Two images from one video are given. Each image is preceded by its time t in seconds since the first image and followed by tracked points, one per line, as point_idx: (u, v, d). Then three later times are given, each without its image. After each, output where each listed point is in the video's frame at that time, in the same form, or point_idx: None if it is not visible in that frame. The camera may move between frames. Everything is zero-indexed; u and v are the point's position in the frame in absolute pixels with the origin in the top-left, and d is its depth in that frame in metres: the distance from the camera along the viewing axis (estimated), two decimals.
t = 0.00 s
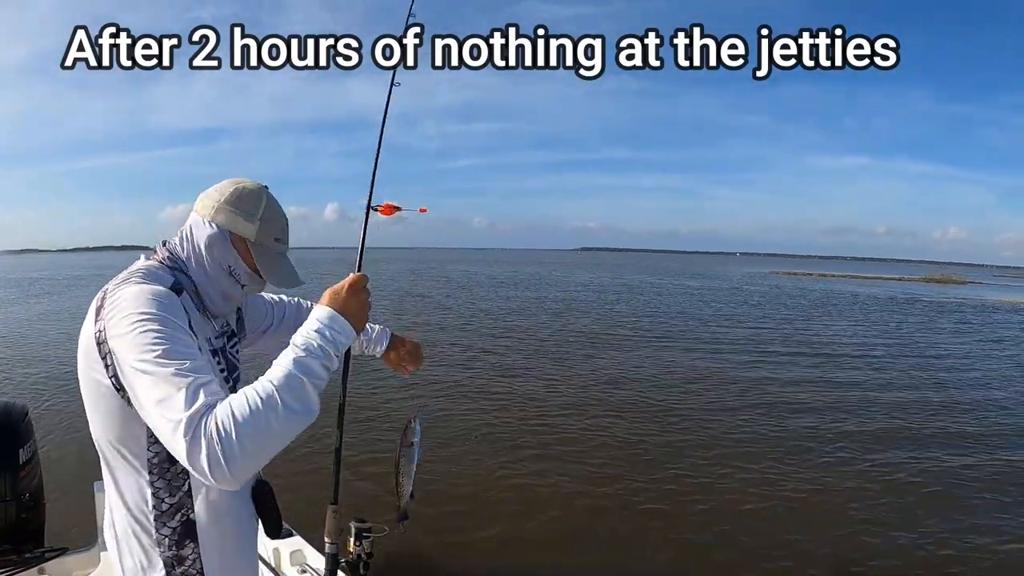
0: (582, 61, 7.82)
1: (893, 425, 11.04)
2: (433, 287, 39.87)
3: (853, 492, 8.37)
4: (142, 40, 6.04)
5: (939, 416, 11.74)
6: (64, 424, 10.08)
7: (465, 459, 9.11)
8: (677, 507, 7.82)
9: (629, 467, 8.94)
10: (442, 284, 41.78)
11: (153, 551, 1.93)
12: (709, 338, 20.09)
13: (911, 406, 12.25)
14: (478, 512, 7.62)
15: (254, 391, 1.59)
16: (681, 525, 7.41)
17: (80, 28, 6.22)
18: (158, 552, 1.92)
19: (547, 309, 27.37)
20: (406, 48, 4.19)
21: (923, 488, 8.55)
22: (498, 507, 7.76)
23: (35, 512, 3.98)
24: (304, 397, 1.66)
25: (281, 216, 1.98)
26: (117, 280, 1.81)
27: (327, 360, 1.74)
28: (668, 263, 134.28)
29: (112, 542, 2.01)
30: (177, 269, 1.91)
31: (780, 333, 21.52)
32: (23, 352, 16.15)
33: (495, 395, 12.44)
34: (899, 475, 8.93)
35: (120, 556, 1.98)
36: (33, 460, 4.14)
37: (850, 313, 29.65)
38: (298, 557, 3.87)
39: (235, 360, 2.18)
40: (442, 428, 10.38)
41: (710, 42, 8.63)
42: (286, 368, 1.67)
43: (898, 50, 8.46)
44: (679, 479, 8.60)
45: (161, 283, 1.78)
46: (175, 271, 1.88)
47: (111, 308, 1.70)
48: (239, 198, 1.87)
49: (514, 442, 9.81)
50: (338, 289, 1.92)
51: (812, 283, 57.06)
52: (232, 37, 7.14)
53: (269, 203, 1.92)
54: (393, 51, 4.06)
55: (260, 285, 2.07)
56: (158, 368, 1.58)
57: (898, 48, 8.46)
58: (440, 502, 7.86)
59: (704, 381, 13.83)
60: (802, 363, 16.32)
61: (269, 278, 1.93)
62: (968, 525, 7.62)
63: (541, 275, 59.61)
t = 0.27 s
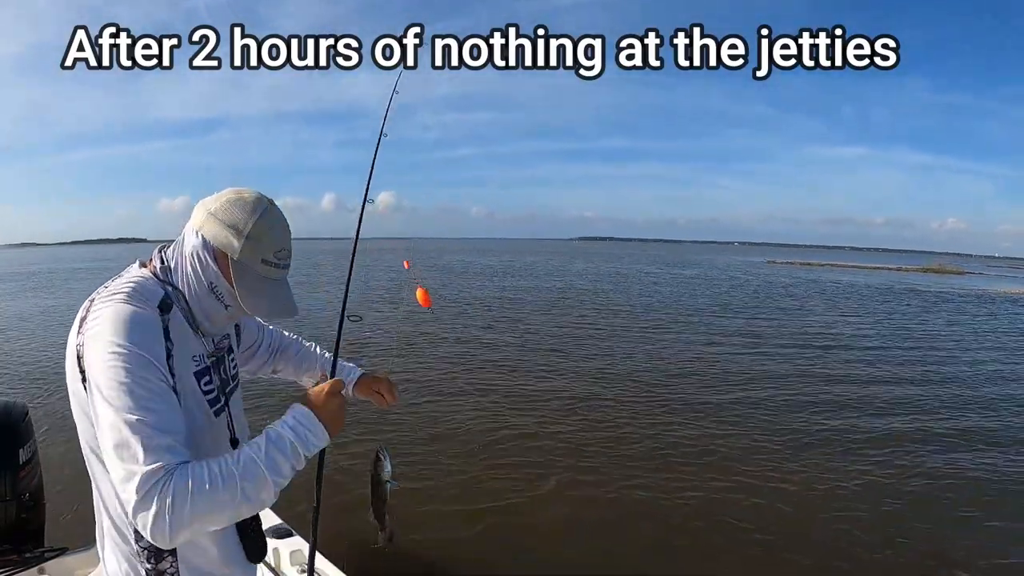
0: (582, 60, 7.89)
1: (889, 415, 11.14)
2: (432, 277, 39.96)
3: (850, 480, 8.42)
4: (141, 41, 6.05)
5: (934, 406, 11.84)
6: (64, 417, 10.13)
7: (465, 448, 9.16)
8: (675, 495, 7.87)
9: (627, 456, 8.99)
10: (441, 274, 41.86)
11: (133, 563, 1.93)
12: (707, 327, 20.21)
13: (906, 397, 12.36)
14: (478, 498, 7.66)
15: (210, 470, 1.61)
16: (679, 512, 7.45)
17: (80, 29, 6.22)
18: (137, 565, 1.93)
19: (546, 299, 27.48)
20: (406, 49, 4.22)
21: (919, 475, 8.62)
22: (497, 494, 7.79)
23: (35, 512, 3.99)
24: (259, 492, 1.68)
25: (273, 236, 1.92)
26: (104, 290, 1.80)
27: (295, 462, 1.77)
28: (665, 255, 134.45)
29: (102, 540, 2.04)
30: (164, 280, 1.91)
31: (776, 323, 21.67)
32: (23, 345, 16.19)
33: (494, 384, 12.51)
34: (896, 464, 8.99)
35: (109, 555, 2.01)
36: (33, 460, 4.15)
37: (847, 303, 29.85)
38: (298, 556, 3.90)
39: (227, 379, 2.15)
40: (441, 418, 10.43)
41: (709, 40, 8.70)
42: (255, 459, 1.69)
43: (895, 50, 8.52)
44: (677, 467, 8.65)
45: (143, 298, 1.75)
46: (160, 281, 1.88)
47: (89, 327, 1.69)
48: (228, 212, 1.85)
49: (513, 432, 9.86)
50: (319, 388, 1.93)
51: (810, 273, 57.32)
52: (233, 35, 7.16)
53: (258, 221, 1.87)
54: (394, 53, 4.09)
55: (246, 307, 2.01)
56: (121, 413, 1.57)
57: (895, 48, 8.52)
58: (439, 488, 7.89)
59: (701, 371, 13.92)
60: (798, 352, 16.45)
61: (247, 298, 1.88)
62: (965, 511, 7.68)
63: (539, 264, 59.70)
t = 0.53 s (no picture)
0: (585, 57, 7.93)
1: (889, 414, 11.15)
2: (432, 274, 40.03)
3: (850, 478, 8.43)
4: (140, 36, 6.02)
5: (933, 405, 11.86)
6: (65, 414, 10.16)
7: (465, 445, 9.16)
8: (676, 492, 7.87)
9: (627, 453, 8.99)
10: (440, 271, 41.93)
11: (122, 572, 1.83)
12: (703, 325, 20.32)
13: (905, 396, 12.39)
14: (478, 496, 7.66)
15: (190, 531, 1.69)
16: (680, 509, 7.45)
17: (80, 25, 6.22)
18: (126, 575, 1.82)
19: (546, 296, 27.54)
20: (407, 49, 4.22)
21: (919, 474, 8.62)
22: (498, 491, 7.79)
23: (35, 512, 3.99)
24: None
25: (273, 238, 1.93)
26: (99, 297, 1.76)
27: (262, 563, 1.83)
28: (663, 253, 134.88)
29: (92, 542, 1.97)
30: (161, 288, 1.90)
31: (772, 321, 21.80)
32: (24, 342, 16.24)
33: (494, 381, 12.53)
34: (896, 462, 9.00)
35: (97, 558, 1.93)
36: (33, 460, 4.15)
37: (846, 301, 29.91)
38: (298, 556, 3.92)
39: (228, 386, 2.12)
40: (441, 415, 10.44)
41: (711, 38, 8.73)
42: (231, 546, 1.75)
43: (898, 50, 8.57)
44: (677, 465, 8.65)
45: (137, 314, 1.70)
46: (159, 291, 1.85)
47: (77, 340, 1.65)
48: (224, 218, 1.84)
49: (512, 429, 9.87)
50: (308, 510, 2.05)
51: (809, 271, 57.44)
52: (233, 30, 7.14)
53: (256, 226, 1.87)
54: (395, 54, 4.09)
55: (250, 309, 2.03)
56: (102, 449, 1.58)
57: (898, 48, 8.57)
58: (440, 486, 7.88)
59: (700, 369, 13.95)
60: (794, 350, 16.57)
61: (255, 303, 1.91)
62: (965, 510, 7.68)
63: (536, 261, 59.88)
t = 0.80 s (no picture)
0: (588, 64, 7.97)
1: (888, 422, 11.13)
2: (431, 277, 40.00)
3: (850, 487, 8.41)
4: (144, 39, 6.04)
5: (933, 414, 11.84)
6: (62, 414, 10.12)
7: (463, 448, 9.12)
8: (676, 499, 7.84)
9: (626, 458, 8.96)
10: (439, 275, 41.91)
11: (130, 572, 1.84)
12: (702, 331, 20.35)
13: (905, 405, 12.36)
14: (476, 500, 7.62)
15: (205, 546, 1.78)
16: (680, 516, 7.40)
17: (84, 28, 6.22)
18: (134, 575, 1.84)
19: (545, 301, 27.51)
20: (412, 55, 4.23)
21: (918, 484, 8.60)
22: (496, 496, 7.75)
23: (35, 512, 3.98)
24: None
25: (288, 236, 1.95)
26: (119, 306, 1.77)
27: None
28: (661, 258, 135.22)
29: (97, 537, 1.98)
30: (177, 291, 1.90)
31: (770, 328, 21.86)
32: (22, 341, 16.18)
33: (493, 386, 12.49)
34: (896, 471, 8.98)
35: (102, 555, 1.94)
36: (33, 460, 4.15)
37: (845, 309, 29.91)
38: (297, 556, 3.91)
39: (240, 389, 2.13)
40: (440, 418, 10.41)
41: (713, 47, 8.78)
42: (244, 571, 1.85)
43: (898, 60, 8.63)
44: (677, 471, 8.62)
45: (158, 326, 1.73)
46: (175, 297, 1.86)
47: (103, 353, 1.68)
48: (239, 219, 1.85)
49: (511, 433, 9.84)
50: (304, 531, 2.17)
51: (808, 279, 57.47)
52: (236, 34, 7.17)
53: (272, 225, 1.88)
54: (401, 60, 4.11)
55: (267, 308, 2.04)
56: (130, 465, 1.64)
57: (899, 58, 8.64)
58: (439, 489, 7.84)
59: (700, 375, 13.92)
60: (792, 357, 16.62)
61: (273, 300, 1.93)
62: (965, 521, 7.66)
63: (534, 266, 59.92)
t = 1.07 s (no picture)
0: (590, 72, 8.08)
1: (888, 430, 11.12)
2: (429, 285, 40.03)
3: (850, 494, 8.40)
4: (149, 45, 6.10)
5: (932, 422, 11.84)
6: (61, 418, 10.09)
7: (463, 457, 9.11)
8: (677, 508, 7.84)
9: (626, 467, 8.96)
10: (437, 283, 41.96)
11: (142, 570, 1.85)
12: (700, 339, 20.41)
13: (904, 413, 12.36)
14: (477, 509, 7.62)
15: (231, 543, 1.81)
16: (682, 525, 7.40)
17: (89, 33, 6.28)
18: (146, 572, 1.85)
19: (544, 310, 27.52)
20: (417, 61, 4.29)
21: (919, 491, 8.59)
22: (497, 505, 7.75)
23: (34, 513, 3.97)
24: None
25: (302, 240, 1.96)
26: (136, 311, 1.77)
27: None
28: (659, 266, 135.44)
29: (110, 542, 1.97)
30: (192, 296, 1.90)
31: (768, 336, 21.93)
32: (20, 344, 16.16)
33: (492, 394, 12.49)
34: (896, 479, 8.96)
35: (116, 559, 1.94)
36: (33, 460, 4.14)
37: (843, 318, 29.94)
38: (299, 557, 3.90)
39: (251, 392, 2.13)
40: (440, 425, 10.39)
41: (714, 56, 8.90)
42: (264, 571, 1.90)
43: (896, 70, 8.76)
44: (677, 480, 8.62)
45: (177, 333, 1.73)
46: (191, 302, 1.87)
47: (123, 360, 1.67)
48: (256, 223, 1.86)
49: (511, 440, 9.82)
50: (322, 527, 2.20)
51: (806, 288, 57.58)
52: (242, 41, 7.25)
53: (287, 230, 1.90)
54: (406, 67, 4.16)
55: (281, 312, 2.05)
56: (156, 472, 1.65)
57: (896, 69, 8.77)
58: (440, 496, 7.85)
59: (699, 384, 13.93)
60: (790, 365, 16.66)
61: (288, 304, 1.94)
62: (966, 528, 7.64)
63: (533, 274, 59.98)
